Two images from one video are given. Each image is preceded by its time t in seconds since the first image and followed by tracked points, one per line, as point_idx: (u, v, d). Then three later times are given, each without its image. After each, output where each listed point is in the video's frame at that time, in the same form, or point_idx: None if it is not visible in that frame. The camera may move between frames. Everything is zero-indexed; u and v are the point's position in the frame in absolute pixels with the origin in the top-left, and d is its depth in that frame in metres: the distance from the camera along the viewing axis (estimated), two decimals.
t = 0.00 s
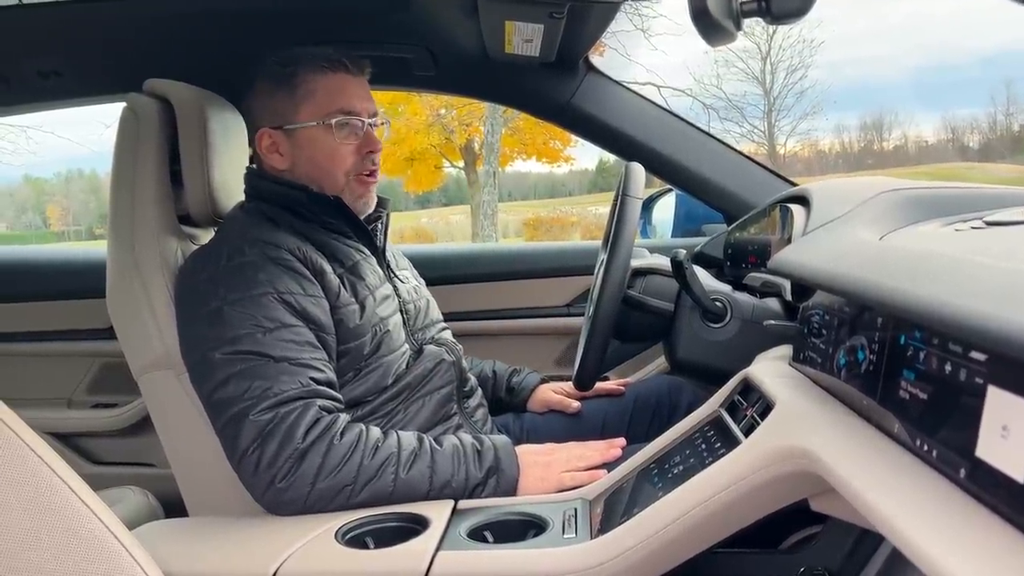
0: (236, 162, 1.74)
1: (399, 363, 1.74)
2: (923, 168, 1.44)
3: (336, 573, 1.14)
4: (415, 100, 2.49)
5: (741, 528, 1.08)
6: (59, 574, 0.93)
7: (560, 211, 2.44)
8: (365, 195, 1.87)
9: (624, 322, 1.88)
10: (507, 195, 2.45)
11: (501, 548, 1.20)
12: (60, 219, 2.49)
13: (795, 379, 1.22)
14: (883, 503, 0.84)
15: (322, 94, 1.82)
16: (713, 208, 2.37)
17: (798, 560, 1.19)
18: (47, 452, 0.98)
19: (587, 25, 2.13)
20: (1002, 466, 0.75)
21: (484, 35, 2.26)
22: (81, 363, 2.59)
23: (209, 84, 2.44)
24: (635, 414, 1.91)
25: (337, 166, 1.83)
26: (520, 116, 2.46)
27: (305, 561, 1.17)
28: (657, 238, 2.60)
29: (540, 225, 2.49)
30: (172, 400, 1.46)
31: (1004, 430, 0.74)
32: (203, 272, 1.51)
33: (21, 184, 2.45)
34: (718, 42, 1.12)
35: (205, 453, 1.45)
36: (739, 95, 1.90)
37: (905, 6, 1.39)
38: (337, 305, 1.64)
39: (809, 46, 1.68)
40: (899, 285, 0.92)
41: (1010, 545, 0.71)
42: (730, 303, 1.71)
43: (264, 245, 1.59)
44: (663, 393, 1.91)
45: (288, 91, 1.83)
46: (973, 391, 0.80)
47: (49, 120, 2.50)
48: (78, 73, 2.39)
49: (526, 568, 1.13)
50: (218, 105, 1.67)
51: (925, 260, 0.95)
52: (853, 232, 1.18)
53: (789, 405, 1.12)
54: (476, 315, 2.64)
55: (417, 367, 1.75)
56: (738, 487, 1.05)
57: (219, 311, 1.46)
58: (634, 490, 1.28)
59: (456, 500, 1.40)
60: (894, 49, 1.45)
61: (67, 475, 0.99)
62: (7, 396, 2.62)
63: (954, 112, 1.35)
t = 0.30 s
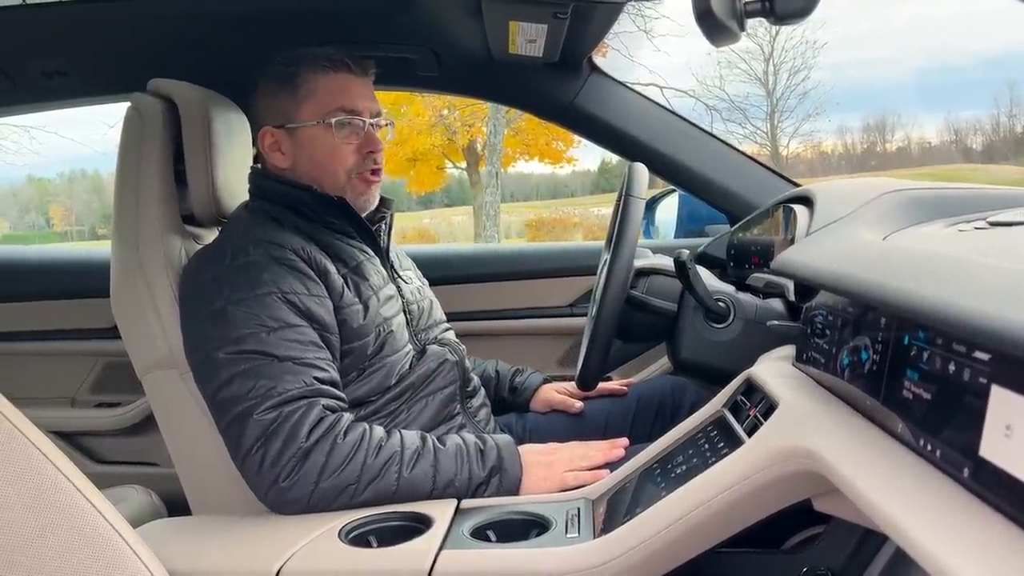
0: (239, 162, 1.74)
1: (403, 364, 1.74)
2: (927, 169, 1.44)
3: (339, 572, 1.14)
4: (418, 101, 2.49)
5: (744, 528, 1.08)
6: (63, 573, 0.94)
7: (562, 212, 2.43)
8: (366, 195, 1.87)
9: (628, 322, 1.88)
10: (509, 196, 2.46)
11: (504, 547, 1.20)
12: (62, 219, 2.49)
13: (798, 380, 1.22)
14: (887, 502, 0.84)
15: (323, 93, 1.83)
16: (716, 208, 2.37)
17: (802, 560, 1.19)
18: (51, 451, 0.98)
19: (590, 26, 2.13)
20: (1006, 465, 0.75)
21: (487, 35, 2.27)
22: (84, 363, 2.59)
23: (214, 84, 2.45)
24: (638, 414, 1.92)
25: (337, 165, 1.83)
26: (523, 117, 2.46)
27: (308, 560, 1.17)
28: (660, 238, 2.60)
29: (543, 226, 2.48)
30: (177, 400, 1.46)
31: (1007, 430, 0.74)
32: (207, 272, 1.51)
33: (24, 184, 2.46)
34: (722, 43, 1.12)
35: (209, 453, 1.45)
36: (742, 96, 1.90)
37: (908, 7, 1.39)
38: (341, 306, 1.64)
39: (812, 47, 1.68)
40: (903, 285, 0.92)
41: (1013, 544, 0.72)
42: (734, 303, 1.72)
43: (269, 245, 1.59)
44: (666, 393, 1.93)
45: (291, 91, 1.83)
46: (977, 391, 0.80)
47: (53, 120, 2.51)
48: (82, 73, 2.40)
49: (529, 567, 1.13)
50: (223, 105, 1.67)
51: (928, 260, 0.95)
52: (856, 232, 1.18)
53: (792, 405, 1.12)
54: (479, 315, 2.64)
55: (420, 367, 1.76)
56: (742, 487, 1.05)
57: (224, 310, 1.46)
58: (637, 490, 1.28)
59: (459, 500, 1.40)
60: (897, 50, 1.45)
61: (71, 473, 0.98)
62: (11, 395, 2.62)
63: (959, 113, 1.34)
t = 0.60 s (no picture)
0: (241, 161, 1.72)
1: (406, 368, 1.75)
2: (929, 172, 1.43)
3: (340, 573, 1.14)
4: (419, 102, 2.49)
5: (746, 529, 1.08)
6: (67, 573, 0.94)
7: (565, 213, 2.42)
8: (363, 199, 1.86)
9: (630, 324, 1.89)
10: (512, 197, 2.46)
11: (506, 548, 1.20)
12: (65, 220, 2.48)
13: (800, 382, 1.22)
14: (891, 505, 0.84)
15: (320, 95, 1.83)
16: (718, 210, 2.37)
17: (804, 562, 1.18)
18: (55, 451, 0.98)
19: (593, 27, 2.13)
20: (1009, 468, 0.75)
21: (490, 37, 2.27)
22: (87, 363, 2.59)
23: (217, 85, 2.46)
24: (639, 416, 1.91)
25: (331, 167, 1.82)
26: (525, 118, 2.47)
27: (310, 561, 1.17)
28: (663, 240, 2.59)
29: (545, 227, 2.47)
30: (179, 399, 1.47)
31: (1011, 432, 0.74)
32: (207, 273, 1.51)
33: (27, 185, 2.47)
34: (725, 44, 1.12)
35: (211, 453, 1.46)
36: (744, 98, 1.91)
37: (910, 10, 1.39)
38: (343, 309, 1.64)
39: (815, 49, 1.68)
40: (906, 287, 0.92)
41: (1017, 547, 0.71)
42: (736, 305, 1.72)
43: (266, 248, 1.58)
44: (667, 394, 1.91)
45: (292, 92, 1.84)
46: (980, 394, 0.80)
47: (56, 121, 2.51)
48: (86, 73, 2.40)
49: (531, 568, 1.13)
50: (226, 105, 1.67)
51: (932, 263, 0.95)
52: (859, 234, 1.18)
53: (795, 407, 1.12)
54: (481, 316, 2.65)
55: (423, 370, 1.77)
56: (744, 489, 1.05)
57: (214, 315, 1.45)
58: (638, 491, 1.28)
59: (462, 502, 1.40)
60: (898, 53, 1.45)
61: (74, 473, 0.98)
62: (13, 395, 2.63)
63: (961, 116, 1.34)
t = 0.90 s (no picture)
0: (244, 162, 1.73)
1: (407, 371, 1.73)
2: (931, 175, 1.43)
3: (340, 573, 1.14)
4: (423, 103, 2.51)
5: (746, 531, 1.08)
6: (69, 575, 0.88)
7: (567, 215, 2.42)
8: (359, 201, 1.86)
9: (632, 323, 1.90)
10: (514, 200, 2.46)
11: (507, 549, 1.19)
12: (67, 219, 2.49)
13: (801, 384, 1.22)
14: (892, 507, 0.84)
15: (311, 99, 1.82)
16: (721, 212, 2.37)
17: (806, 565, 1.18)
18: (52, 445, 0.89)
19: (596, 28, 2.14)
20: (1012, 470, 0.74)
21: (493, 38, 2.27)
22: (89, 362, 2.60)
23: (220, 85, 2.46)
24: (641, 418, 1.91)
25: (326, 172, 1.82)
26: (528, 120, 2.48)
27: (310, 560, 1.17)
28: (664, 241, 2.64)
29: (547, 229, 2.46)
30: (180, 399, 1.47)
31: (1013, 435, 0.74)
32: (208, 273, 1.51)
33: (29, 184, 2.46)
34: (724, 47, 1.12)
35: (211, 453, 1.46)
36: (747, 101, 1.92)
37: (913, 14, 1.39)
38: (344, 312, 1.63)
39: (817, 52, 1.69)
40: (908, 289, 0.92)
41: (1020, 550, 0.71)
42: (739, 307, 1.72)
43: (264, 253, 1.58)
44: (670, 396, 1.92)
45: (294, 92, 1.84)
46: (983, 396, 0.80)
47: (60, 120, 2.52)
48: (89, 72, 2.41)
49: (531, 570, 1.13)
50: (228, 105, 1.68)
51: (934, 265, 0.94)
52: (861, 237, 1.18)
53: (796, 409, 1.11)
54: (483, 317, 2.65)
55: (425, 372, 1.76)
56: (745, 491, 1.05)
57: (211, 316, 1.44)
58: (639, 493, 1.28)
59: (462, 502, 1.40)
60: (900, 56, 1.45)
61: (73, 469, 0.90)
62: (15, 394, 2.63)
63: (964, 118, 1.35)
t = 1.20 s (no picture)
0: (247, 164, 1.74)
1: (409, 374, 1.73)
2: (933, 178, 1.43)
3: (340, 572, 1.14)
4: (425, 104, 2.53)
5: (747, 531, 1.08)
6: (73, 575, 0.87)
7: (569, 217, 2.43)
8: (374, 207, 1.89)
9: (635, 325, 1.91)
10: (516, 202, 2.45)
11: (508, 550, 1.19)
12: (69, 219, 2.49)
13: (803, 386, 1.22)
14: (894, 508, 0.84)
15: (337, 103, 1.82)
16: (722, 214, 2.37)
17: (807, 567, 1.18)
18: (56, 445, 0.89)
19: (599, 31, 2.16)
20: (1013, 472, 0.74)
21: (495, 41, 2.28)
22: (91, 362, 2.60)
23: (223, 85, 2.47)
24: (641, 419, 1.91)
25: (345, 176, 1.83)
26: (530, 122, 2.48)
27: (312, 560, 1.17)
28: (666, 243, 2.63)
29: (548, 231, 2.48)
30: (183, 399, 1.47)
31: (1015, 437, 0.74)
32: (210, 274, 1.51)
33: (32, 184, 2.47)
34: (730, 49, 1.10)
35: (213, 453, 1.46)
36: (749, 104, 1.94)
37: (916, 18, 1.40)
38: (346, 312, 1.63)
39: (820, 55, 1.70)
40: (909, 291, 0.92)
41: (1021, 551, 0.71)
42: (741, 309, 1.72)
43: (268, 253, 1.58)
44: (672, 398, 1.92)
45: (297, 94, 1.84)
46: (984, 397, 0.80)
47: (63, 121, 2.53)
48: (93, 72, 2.42)
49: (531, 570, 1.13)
50: (232, 106, 1.68)
51: (936, 267, 0.95)
52: (863, 239, 1.18)
53: (799, 410, 1.11)
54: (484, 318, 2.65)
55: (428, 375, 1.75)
56: (747, 492, 1.05)
57: (210, 318, 1.44)
58: (640, 494, 1.28)
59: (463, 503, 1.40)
60: (903, 60, 1.45)
61: (77, 470, 0.90)
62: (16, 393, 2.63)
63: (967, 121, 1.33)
